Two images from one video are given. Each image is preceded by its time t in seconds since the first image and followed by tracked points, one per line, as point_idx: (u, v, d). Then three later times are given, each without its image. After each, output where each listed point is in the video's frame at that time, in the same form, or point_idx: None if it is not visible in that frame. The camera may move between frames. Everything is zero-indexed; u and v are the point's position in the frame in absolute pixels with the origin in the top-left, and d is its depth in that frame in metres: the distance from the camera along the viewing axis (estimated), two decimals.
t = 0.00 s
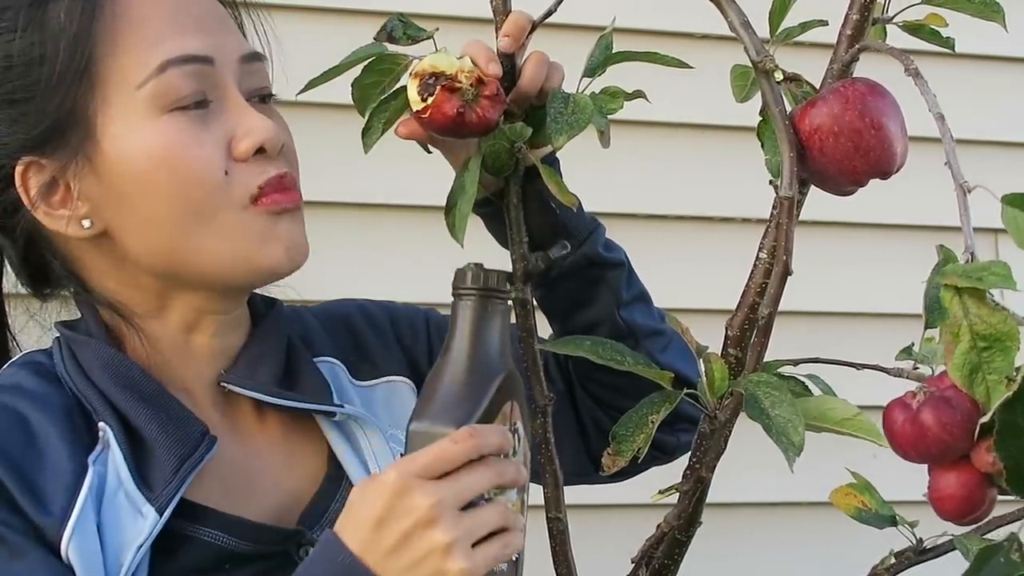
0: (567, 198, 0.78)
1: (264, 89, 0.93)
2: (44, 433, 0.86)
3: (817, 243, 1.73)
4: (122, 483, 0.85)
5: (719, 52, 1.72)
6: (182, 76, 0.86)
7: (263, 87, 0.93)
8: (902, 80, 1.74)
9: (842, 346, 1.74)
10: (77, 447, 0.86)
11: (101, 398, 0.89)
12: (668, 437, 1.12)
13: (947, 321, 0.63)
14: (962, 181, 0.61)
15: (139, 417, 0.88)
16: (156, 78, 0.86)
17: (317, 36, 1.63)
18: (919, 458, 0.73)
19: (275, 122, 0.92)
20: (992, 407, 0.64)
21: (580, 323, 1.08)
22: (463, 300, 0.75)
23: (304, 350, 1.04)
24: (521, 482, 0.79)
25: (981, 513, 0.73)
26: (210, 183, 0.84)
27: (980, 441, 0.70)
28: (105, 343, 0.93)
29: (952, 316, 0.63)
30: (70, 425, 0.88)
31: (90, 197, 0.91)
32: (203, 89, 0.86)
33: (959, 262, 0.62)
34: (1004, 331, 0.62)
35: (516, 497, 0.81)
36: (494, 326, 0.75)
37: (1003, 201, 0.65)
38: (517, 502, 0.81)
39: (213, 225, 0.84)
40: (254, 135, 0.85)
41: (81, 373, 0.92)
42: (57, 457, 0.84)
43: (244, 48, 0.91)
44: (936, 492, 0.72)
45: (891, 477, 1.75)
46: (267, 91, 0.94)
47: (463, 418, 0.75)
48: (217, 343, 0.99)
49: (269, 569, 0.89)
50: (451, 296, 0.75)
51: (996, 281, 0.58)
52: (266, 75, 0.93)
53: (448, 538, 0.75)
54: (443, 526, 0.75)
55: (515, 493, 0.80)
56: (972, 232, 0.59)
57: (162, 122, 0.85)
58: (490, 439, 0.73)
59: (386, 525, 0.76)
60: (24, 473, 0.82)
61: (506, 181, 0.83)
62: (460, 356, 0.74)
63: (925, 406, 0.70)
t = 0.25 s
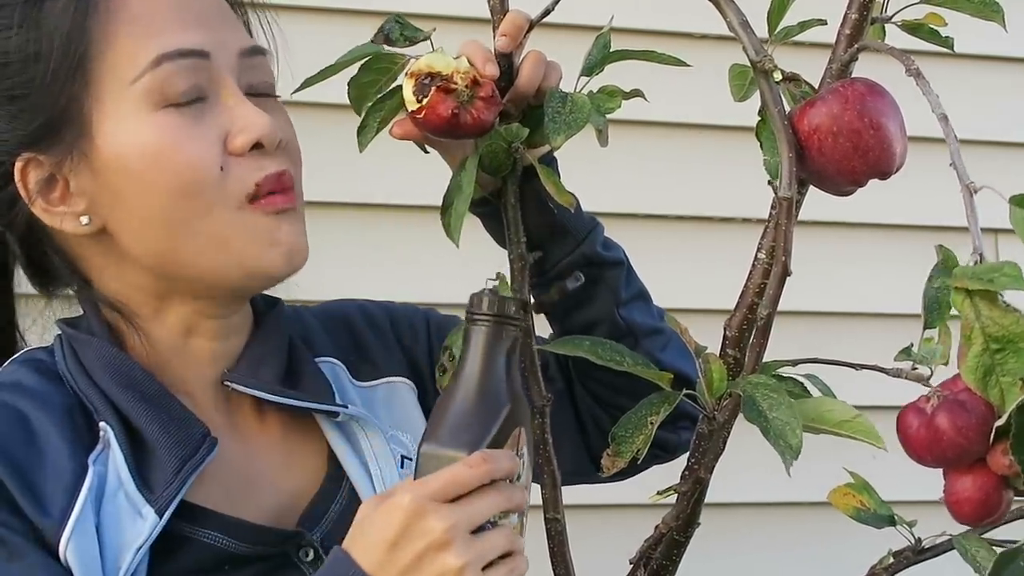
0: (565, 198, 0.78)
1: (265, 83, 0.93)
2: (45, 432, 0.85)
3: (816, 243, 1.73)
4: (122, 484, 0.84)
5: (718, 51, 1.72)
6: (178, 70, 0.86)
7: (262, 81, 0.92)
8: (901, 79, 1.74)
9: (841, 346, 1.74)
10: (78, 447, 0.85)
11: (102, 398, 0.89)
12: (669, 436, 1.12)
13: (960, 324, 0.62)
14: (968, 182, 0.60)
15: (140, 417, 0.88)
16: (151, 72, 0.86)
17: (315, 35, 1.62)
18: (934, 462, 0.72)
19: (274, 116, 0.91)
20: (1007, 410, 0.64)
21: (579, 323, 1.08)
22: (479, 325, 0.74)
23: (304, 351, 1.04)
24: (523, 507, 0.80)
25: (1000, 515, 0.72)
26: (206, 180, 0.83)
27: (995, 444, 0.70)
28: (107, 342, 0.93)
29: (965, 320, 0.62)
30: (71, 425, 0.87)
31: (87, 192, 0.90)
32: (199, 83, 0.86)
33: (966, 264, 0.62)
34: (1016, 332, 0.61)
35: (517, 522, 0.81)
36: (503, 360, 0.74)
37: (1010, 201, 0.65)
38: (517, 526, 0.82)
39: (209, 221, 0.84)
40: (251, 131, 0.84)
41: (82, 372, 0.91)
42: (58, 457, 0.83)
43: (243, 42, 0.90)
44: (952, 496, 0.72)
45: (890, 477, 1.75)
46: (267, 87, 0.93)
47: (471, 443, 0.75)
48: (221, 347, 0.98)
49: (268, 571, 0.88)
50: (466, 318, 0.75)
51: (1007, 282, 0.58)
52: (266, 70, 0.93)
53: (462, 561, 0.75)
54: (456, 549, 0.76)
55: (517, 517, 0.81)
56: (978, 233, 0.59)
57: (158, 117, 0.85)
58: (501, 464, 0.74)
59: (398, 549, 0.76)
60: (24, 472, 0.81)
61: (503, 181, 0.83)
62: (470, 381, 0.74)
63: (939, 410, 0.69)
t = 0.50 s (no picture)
0: (559, 197, 0.78)
1: (254, 82, 0.92)
2: (42, 432, 0.85)
3: (812, 243, 1.73)
4: (119, 484, 0.84)
5: (713, 52, 1.72)
6: (148, 70, 0.85)
7: (247, 80, 0.92)
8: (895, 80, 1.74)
9: (837, 345, 1.74)
10: (75, 448, 0.85)
11: (100, 398, 0.89)
12: (667, 434, 1.12)
13: (930, 320, 0.63)
14: (950, 181, 0.61)
15: (138, 418, 0.88)
16: (121, 73, 0.86)
17: (311, 36, 1.62)
18: (898, 457, 0.71)
19: (258, 113, 0.90)
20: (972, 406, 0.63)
21: (575, 322, 1.08)
22: (471, 319, 0.74)
23: (301, 351, 1.04)
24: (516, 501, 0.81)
25: (961, 512, 0.72)
26: (167, 179, 0.82)
27: (960, 440, 0.70)
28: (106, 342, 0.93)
29: (936, 316, 0.63)
30: (69, 425, 0.87)
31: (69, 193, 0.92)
32: (169, 84, 0.86)
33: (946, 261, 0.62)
34: (987, 330, 0.62)
35: (510, 516, 0.82)
36: (497, 350, 0.74)
37: (988, 198, 0.65)
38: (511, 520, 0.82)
39: (172, 222, 0.83)
40: (216, 131, 0.83)
41: (80, 370, 0.91)
42: (54, 457, 0.83)
43: (227, 41, 0.90)
44: (916, 489, 0.72)
45: (886, 476, 1.75)
46: (257, 85, 0.93)
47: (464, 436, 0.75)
48: (216, 348, 0.98)
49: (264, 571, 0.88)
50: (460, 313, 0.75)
51: (981, 280, 0.59)
52: (253, 69, 0.92)
53: (452, 554, 0.76)
54: (447, 542, 0.76)
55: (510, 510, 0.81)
56: (958, 232, 0.59)
57: (127, 118, 0.85)
58: (494, 458, 0.74)
59: (389, 541, 0.77)
60: (21, 471, 0.81)
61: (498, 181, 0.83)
62: (462, 376, 0.73)
63: (906, 405, 0.69)
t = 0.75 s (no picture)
0: (556, 198, 0.78)
1: (249, 81, 0.92)
2: (39, 431, 0.85)
3: (810, 242, 1.73)
4: (114, 484, 0.84)
5: (711, 52, 1.72)
6: (132, 69, 0.86)
7: (239, 79, 0.91)
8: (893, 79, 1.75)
9: (835, 345, 1.74)
10: (71, 447, 0.85)
11: (97, 397, 0.89)
12: (666, 434, 1.12)
13: (934, 318, 0.62)
14: (950, 178, 0.60)
15: (135, 418, 0.87)
16: (106, 72, 0.86)
17: (309, 36, 1.62)
18: (906, 455, 0.71)
19: (249, 112, 0.90)
20: (980, 403, 0.62)
21: (573, 322, 1.08)
22: (465, 328, 0.74)
23: (299, 351, 1.04)
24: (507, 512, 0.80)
25: (970, 510, 0.72)
26: (146, 178, 0.83)
27: (967, 437, 0.69)
28: (104, 341, 0.93)
29: (940, 313, 0.62)
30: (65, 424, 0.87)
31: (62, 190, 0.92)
32: (153, 82, 0.86)
33: (947, 259, 0.62)
34: (991, 326, 0.61)
35: (499, 527, 0.81)
36: (490, 364, 0.74)
37: (991, 195, 0.65)
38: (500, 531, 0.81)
39: (151, 221, 0.84)
40: (197, 130, 0.83)
41: (79, 369, 0.91)
42: (49, 456, 0.83)
43: (219, 40, 0.90)
44: (926, 488, 0.71)
45: (884, 476, 1.75)
46: (251, 83, 0.92)
47: (457, 446, 0.75)
48: (213, 347, 0.98)
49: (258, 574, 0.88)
50: (455, 322, 0.75)
51: (983, 277, 0.59)
52: (247, 68, 0.92)
53: (441, 565, 0.75)
54: (437, 553, 0.76)
55: (500, 520, 0.81)
56: (959, 228, 0.59)
57: (111, 116, 0.85)
58: (485, 469, 0.73)
59: (379, 550, 0.76)
60: (15, 469, 0.81)
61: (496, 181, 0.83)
62: (456, 387, 0.74)
63: (912, 403, 0.68)
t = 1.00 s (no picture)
0: (552, 198, 0.78)
1: (249, 85, 0.92)
2: (38, 430, 0.85)
3: (809, 242, 1.73)
4: (113, 484, 0.84)
5: (710, 52, 1.72)
6: (131, 72, 0.86)
7: (239, 83, 0.91)
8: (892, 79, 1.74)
9: (835, 345, 1.74)
10: (70, 447, 0.85)
11: (97, 398, 0.89)
12: (665, 434, 1.12)
13: (946, 320, 0.63)
14: (955, 178, 0.61)
15: (134, 418, 0.87)
16: (104, 74, 0.86)
17: (309, 36, 1.62)
18: (922, 459, 0.73)
19: (247, 117, 0.89)
20: (995, 405, 0.64)
21: (571, 322, 1.08)
22: (461, 330, 0.75)
23: (298, 351, 1.04)
24: (501, 512, 0.79)
25: (985, 511, 0.73)
26: (142, 185, 0.83)
27: (983, 440, 0.71)
28: (106, 342, 0.93)
29: (951, 315, 0.62)
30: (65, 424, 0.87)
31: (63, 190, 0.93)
32: (151, 86, 0.86)
33: (954, 260, 0.62)
34: (1005, 328, 0.61)
35: (494, 528, 0.81)
36: (486, 366, 0.74)
37: (998, 196, 0.65)
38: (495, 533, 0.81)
39: (146, 227, 0.84)
40: (193, 137, 0.83)
41: (79, 369, 0.91)
42: (48, 457, 0.83)
43: (219, 44, 0.89)
44: (942, 490, 0.73)
45: (884, 475, 1.75)
46: (251, 87, 0.92)
47: (452, 448, 0.74)
48: (212, 348, 0.98)
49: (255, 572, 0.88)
50: (449, 325, 0.75)
51: (993, 279, 0.58)
52: (247, 72, 0.91)
53: (436, 566, 0.75)
54: (432, 554, 0.75)
55: (494, 521, 0.80)
56: (966, 230, 0.59)
57: (108, 120, 0.85)
58: (480, 471, 0.73)
59: (374, 552, 0.76)
60: (14, 469, 0.81)
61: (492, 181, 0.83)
62: (450, 389, 0.74)
63: (928, 407, 0.70)
